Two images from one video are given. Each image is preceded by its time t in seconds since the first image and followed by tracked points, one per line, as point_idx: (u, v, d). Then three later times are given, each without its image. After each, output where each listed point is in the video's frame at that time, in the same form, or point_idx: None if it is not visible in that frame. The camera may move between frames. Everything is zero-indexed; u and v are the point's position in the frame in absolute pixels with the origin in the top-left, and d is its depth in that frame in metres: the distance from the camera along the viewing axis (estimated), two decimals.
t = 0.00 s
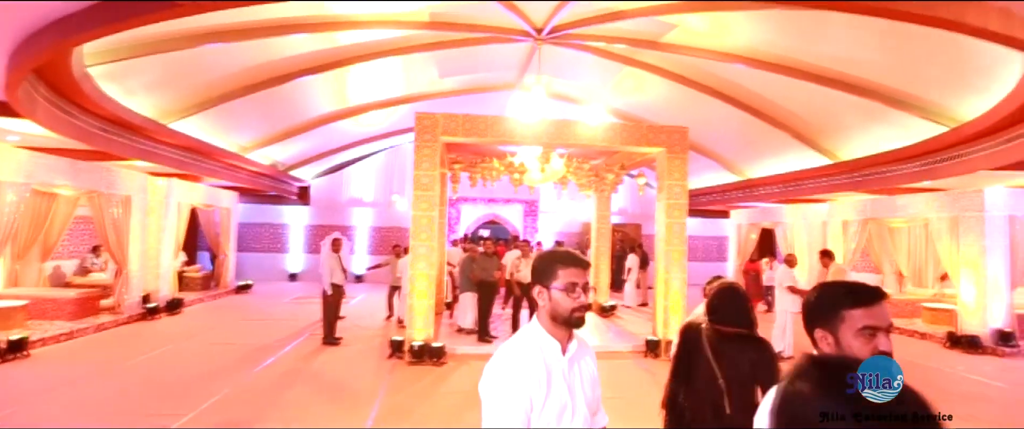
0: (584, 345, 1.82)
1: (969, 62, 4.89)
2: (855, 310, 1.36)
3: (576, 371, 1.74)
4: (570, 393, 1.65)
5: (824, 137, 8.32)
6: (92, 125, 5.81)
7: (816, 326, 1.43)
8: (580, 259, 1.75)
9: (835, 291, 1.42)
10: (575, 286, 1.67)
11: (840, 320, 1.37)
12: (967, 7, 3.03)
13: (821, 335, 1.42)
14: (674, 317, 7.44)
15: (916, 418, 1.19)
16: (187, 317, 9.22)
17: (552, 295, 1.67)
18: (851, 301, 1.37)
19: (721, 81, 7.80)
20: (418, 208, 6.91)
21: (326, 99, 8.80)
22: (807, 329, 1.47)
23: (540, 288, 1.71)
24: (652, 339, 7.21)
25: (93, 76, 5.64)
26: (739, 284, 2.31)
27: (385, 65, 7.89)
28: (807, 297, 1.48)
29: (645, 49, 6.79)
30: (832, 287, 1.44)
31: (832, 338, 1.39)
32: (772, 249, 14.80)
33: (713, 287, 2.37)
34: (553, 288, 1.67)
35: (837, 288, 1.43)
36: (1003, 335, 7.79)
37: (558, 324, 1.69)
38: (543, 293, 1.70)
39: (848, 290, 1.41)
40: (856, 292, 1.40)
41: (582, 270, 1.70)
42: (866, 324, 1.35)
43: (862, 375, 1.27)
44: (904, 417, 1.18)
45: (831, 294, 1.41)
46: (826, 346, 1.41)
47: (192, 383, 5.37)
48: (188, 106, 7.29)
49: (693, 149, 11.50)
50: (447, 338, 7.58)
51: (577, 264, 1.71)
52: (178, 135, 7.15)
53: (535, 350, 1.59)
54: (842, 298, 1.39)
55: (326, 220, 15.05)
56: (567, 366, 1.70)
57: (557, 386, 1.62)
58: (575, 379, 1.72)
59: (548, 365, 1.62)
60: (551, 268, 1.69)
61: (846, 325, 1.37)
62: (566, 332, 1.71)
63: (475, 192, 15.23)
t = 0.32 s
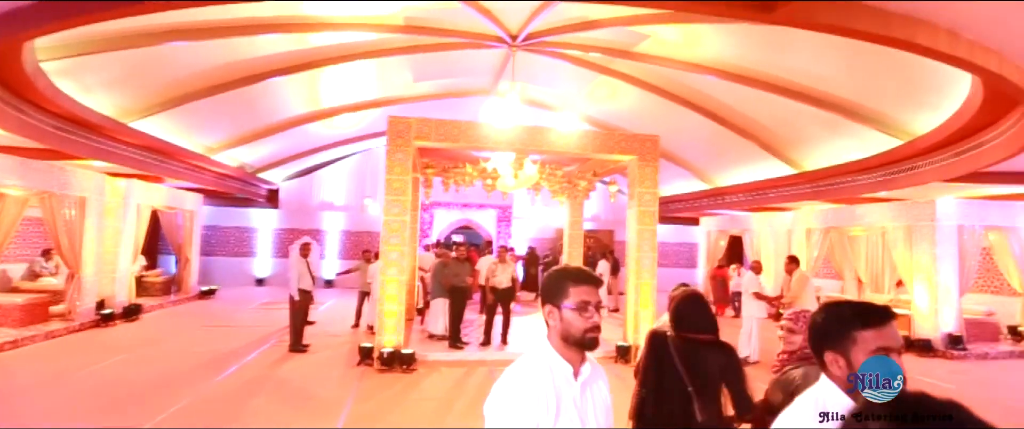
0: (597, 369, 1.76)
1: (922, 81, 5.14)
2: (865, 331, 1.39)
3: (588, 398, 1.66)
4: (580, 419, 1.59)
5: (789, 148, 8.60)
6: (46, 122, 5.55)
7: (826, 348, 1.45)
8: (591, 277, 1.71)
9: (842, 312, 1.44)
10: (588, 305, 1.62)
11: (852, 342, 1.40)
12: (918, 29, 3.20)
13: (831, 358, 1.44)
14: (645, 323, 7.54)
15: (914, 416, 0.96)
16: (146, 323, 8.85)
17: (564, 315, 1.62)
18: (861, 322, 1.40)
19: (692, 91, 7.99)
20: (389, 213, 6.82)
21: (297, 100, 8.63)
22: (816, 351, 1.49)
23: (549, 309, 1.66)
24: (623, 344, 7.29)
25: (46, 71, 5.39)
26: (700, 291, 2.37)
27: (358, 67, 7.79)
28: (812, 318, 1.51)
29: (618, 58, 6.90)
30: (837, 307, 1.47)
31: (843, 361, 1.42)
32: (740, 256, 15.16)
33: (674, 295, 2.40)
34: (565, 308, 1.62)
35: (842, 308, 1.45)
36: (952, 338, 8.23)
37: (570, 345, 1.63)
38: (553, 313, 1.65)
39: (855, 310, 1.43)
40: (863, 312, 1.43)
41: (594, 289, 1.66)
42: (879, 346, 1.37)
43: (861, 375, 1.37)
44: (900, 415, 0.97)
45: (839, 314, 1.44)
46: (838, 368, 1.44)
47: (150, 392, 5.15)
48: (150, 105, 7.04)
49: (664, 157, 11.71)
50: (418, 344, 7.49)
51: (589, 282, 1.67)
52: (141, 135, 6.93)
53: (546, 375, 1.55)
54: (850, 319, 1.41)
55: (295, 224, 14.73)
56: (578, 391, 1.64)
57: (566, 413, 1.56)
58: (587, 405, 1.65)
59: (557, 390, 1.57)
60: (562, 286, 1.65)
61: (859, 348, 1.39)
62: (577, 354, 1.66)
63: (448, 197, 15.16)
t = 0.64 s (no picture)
0: (621, 370, 1.74)
1: (885, 88, 5.35)
2: (892, 344, 1.49)
3: (612, 400, 1.64)
4: (602, 421, 1.59)
5: (759, 151, 8.82)
6: None
7: (851, 362, 1.53)
8: (612, 274, 1.70)
9: (869, 325, 1.54)
10: (610, 304, 1.61)
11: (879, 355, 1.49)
12: (878, 37, 3.33)
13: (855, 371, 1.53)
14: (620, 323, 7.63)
15: None
16: (108, 326, 8.54)
17: (585, 314, 1.62)
18: (888, 335, 1.50)
19: (666, 94, 8.12)
20: (362, 213, 6.73)
21: (269, 98, 8.44)
22: (839, 364, 1.57)
23: (570, 308, 1.66)
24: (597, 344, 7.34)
25: None
26: (670, 294, 2.43)
27: (333, 65, 7.65)
28: (834, 332, 1.60)
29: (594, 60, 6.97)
30: (860, 321, 1.57)
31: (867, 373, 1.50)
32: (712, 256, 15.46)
33: (644, 294, 2.44)
34: (586, 307, 1.61)
35: (867, 322, 1.55)
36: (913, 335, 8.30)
37: (591, 345, 1.63)
38: (574, 312, 1.65)
39: (881, 324, 1.53)
40: (888, 325, 1.53)
41: (615, 287, 1.65)
42: (906, 358, 1.47)
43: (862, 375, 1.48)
44: None
45: (865, 328, 1.54)
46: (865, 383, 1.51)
47: (110, 397, 4.96)
48: (112, 100, 6.80)
49: (639, 159, 11.86)
50: (392, 346, 7.41)
51: (611, 280, 1.66)
52: (103, 132, 6.68)
53: (564, 375, 1.56)
54: (877, 332, 1.52)
55: (267, 224, 14.41)
56: (600, 393, 1.63)
57: (587, 415, 1.56)
58: (609, 408, 1.63)
59: (577, 391, 1.57)
60: (582, 284, 1.64)
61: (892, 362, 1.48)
62: (600, 355, 1.66)
63: (424, 198, 15.06)
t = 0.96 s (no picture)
0: (633, 373, 1.65)
1: (846, 89, 5.54)
2: (931, 342, 1.36)
3: (625, 405, 1.56)
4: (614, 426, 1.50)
5: (730, 148, 9.01)
6: None
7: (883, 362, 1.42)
8: (625, 273, 1.60)
9: (902, 321, 1.41)
10: (623, 303, 1.51)
11: (918, 355, 1.36)
12: (839, 39, 3.44)
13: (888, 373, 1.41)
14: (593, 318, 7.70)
15: None
16: (65, 326, 8.19)
17: (595, 315, 1.51)
18: (924, 332, 1.36)
19: (639, 92, 8.23)
20: (334, 209, 6.61)
21: (238, 90, 8.21)
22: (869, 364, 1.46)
23: (580, 309, 1.55)
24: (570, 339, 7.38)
25: None
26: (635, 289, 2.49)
27: (305, 57, 7.48)
28: (865, 330, 1.48)
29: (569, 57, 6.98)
30: (895, 316, 1.43)
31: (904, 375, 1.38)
32: (684, 252, 15.75)
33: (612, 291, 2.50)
34: (596, 308, 1.51)
35: (902, 318, 1.41)
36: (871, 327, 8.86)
37: (603, 348, 1.53)
38: (583, 314, 1.54)
39: (916, 319, 1.39)
40: (924, 320, 1.39)
41: (627, 285, 1.54)
42: (945, 357, 1.34)
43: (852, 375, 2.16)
44: None
45: (897, 325, 1.41)
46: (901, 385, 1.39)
47: (67, 400, 4.75)
48: (68, 91, 6.51)
49: (613, 156, 11.98)
50: (365, 344, 7.31)
51: (623, 279, 1.56)
52: (58, 124, 6.41)
53: (575, 379, 1.46)
54: (913, 329, 1.38)
55: (235, 220, 14.02)
56: (613, 398, 1.54)
57: (598, 420, 1.47)
58: (622, 413, 1.54)
59: (587, 395, 1.48)
60: (592, 283, 1.55)
61: (926, 361, 1.35)
62: (612, 358, 1.56)
63: (398, 194, 14.91)
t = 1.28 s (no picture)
0: (645, 393, 1.56)
1: (813, 93, 5.70)
2: (977, 352, 1.28)
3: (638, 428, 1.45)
4: None
5: (703, 149, 9.17)
6: None
7: (923, 372, 1.33)
8: (634, 283, 1.53)
9: (945, 328, 1.32)
10: (634, 318, 1.44)
11: (963, 364, 1.28)
12: (804, 43, 3.53)
13: (930, 383, 1.32)
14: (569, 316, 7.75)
15: None
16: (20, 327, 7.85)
17: (604, 332, 1.44)
18: (972, 342, 1.28)
19: (615, 92, 8.31)
20: (306, 207, 6.48)
21: (207, 84, 7.98)
22: (907, 373, 1.37)
23: (587, 325, 1.48)
24: (546, 338, 7.40)
25: None
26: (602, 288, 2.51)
27: (277, 52, 7.33)
28: (902, 336, 1.38)
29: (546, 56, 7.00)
30: (935, 322, 1.34)
31: (948, 385, 1.30)
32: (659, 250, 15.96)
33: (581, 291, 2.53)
34: (605, 324, 1.44)
35: (943, 325, 1.33)
36: (837, 324, 9.18)
37: (613, 366, 1.45)
38: (591, 330, 1.47)
39: (962, 327, 1.31)
40: (971, 328, 1.31)
41: (637, 298, 1.48)
42: (992, 368, 1.27)
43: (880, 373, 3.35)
44: None
45: (939, 332, 1.31)
46: (940, 396, 1.32)
47: (22, 404, 4.56)
48: (21, 81, 6.22)
49: (589, 155, 12.08)
50: (338, 343, 7.21)
51: (633, 291, 1.49)
52: (11, 116, 6.12)
53: (586, 400, 1.37)
54: (958, 337, 1.29)
55: (204, 217, 13.64)
56: (626, 420, 1.44)
57: None
58: None
59: (598, 418, 1.37)
60: (600, 297, 1.48)
61: (973, 372, 1.27)
62: (623, 377, 1.48)
63: (373, 191, 14.73)
